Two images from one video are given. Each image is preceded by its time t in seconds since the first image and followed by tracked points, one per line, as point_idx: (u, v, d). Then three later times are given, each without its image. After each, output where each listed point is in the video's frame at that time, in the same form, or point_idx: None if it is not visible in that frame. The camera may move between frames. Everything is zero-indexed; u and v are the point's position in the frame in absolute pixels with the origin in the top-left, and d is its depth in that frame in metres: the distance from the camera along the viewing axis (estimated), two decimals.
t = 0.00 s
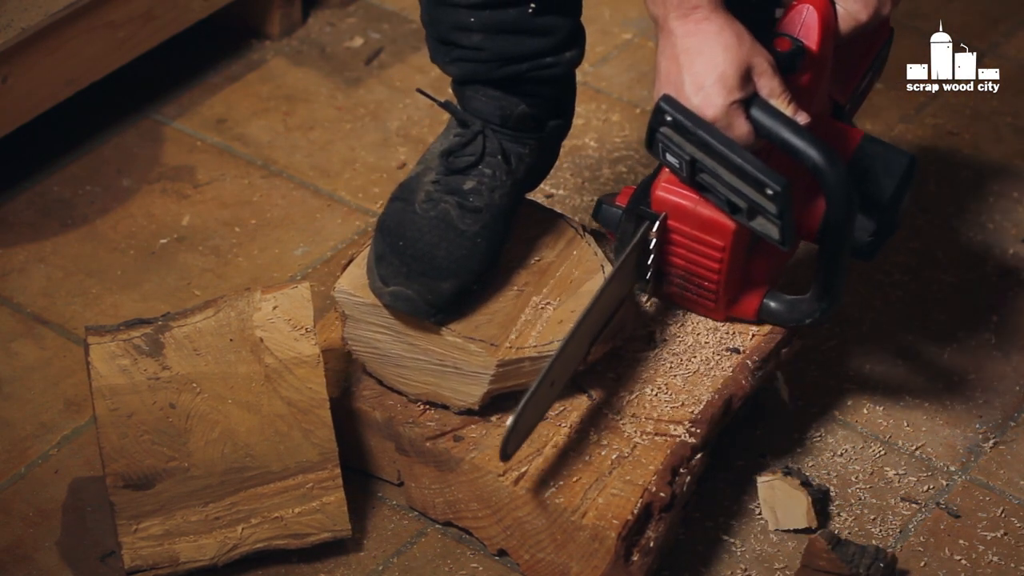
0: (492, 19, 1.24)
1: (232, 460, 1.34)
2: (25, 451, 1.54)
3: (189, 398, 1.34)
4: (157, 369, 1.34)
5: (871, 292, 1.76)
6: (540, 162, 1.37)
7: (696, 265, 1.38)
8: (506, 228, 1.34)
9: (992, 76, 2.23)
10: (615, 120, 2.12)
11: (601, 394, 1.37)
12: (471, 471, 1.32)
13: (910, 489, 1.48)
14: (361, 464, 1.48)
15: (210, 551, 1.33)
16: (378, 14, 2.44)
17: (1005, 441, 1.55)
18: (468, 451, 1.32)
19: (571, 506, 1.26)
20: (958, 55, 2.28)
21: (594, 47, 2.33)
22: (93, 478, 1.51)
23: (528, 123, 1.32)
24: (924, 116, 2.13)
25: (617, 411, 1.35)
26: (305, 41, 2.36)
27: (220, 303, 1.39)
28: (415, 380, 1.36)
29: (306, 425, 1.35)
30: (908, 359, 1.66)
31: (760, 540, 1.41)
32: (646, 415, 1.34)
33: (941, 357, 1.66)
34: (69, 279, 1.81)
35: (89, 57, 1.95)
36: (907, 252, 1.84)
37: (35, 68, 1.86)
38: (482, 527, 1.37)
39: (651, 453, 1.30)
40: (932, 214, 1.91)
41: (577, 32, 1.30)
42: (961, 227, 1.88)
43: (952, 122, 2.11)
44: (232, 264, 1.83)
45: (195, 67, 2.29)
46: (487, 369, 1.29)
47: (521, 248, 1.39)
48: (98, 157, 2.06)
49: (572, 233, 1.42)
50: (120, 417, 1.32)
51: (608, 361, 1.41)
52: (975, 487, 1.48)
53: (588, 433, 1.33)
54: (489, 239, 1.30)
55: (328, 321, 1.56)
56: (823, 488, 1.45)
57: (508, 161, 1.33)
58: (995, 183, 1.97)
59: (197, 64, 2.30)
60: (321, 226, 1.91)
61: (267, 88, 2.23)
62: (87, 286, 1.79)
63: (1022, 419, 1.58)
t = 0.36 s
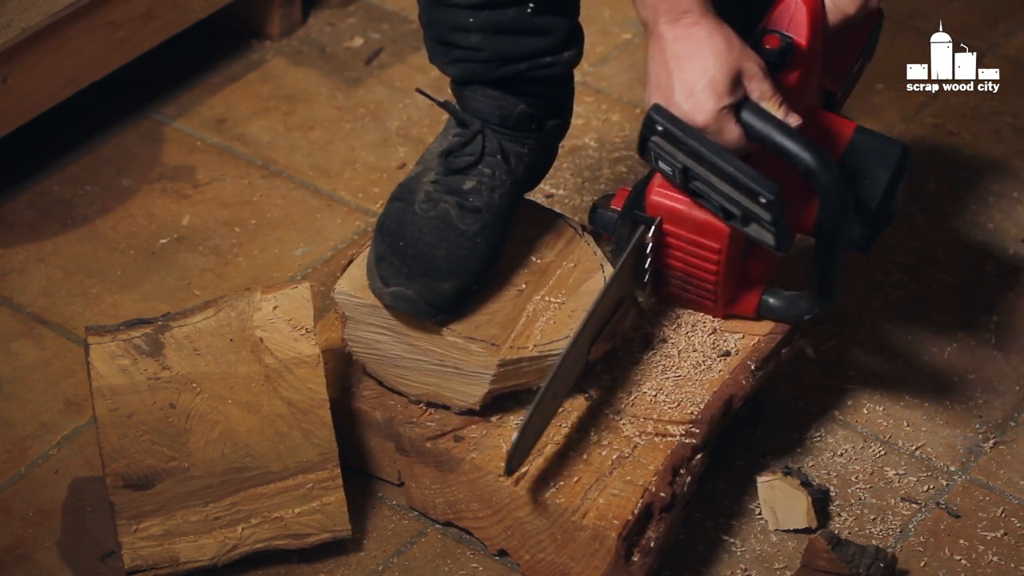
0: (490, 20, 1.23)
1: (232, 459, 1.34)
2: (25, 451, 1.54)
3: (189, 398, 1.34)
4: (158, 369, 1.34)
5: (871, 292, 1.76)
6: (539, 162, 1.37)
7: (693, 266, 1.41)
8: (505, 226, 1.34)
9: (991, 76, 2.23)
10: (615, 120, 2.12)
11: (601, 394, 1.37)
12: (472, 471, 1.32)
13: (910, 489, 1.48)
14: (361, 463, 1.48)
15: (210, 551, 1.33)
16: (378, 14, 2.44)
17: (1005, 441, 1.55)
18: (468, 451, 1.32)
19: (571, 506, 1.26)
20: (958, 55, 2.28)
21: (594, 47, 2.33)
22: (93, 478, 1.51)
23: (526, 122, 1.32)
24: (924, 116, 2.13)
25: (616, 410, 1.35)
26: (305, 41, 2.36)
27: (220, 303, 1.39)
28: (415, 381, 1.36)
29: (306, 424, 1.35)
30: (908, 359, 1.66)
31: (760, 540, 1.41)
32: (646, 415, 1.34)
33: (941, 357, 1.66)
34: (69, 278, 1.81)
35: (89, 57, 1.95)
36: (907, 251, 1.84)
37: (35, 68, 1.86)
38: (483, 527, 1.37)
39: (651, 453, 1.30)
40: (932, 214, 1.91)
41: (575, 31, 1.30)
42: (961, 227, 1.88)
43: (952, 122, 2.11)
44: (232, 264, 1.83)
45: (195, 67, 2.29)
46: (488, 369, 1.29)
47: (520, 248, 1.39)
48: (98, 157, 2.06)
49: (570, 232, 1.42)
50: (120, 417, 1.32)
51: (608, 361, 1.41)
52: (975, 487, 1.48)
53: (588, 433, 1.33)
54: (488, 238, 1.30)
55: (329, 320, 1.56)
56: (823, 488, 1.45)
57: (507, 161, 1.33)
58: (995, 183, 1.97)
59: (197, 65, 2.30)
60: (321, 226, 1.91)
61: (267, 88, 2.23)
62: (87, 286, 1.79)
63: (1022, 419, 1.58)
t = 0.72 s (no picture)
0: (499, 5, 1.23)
1: (232, 459, 1.33)
2: (25, 451, 1.54)
3: (189, 398, 1.34)
4: (157, 369, 1.34)
5: (871, 292, 1.76)
6: (539, 160, 1.38)
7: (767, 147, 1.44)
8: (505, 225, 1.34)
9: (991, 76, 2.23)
10: (615, 120, 2.12)
11: (601, 395, 1.37)
12: (472, 471, 1.32)
13: (910, 489, 1.48)
14: (361, 463, 1.48)
15: (210, 551, 1.33)
16: (378, 14, 2.44)
17: (1005, 441, 1.55)
18: (468, 451, 1.33)
19: (571, 506, 1.26)
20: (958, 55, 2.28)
21: (594, 47, 2.33)
22: (93, 478, 1.50)
23: (526, 119, 1.33)
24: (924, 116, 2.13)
25: (616, 410, 1.35)
26: (305, 41, 2.36)
27: (220, 303, 1.39)
28: (416, 381, 1.36)
29: (306, 424, 1.35)
30: (908, 359, 1.66)
31: (760, 540, 1.41)
32: (646, 415, 1.34)
33: (941, 357, 1.66)
34: (69, 278, 1.81)
35: (89, 57, 1.95)
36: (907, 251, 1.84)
37: (35, 68, 1.86)
38: (483, 527, 1.37)
39: (651, 453, 1.30)
40: (932, 214, 1.91)
41: (578, 26, 1.30)
42: (961, 227, 1.88)
43: (952, 122, 2.11)
44: (232, 264, 1.83)
45: (195, 68, 2.29)
46: (487, 369, 1.29)
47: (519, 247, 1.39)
48: (98, 157, 2.06)
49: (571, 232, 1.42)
50: (120, 417, 1.32)
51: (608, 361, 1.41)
52: (975, 487, 1.48)
53: (588, 433, 1.33)
54: (489, 237, 1.31)
55: (330, 318, 1.56)
56: (823, 488, 1.45)
57: (506, 159, 1.33)
58: (995, 183, 1.97)
59: (197, 65, 2.30)
60: (321, 226, 1.91)
61: (267, 88, 2.23)
62: (87, 286, 1.79)
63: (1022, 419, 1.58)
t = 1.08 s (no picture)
0: None
1: (232, 459, 1.34)
2: (25, 451, 1.54)
3: (189, 398, 1.34)
4: (157, 369, 1.34)
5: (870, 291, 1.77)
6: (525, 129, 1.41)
7: None
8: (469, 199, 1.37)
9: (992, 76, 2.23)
10: (615, 120, 2.12)
11: (601, 395, 1.37)
12: (472, 471, 1.33)
13: (910, 489, 1.48)
14: (361, 463, 1.48)
15: (210, 551, 1.33)
16: (378, 14, 2.44)
17: (1006, 441, 1.55)
18: (468, 451, 1.33)
19: (571, 506, 1.26)
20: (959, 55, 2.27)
21: (594, 47, 2.33)
22: (93, 478, 1.50)
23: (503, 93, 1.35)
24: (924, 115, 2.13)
25: (617, 410, 1.35)
26: (305, 41, 2.36)
27: (220, 303, 1.39)
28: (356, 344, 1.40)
29: (305, 425, 1.35)
30: (907, 359, 1.66)
31: (759, 541, 1.41)
32: (646, 415, 1.34)
33: (940, 357, 1.66)
34: (69, 279, 1.81)
35: (89, 57, 1.95)
36: (906, 251, 1.84)
37: (34, 68, 1.86)
38: (483, 527, 1.37)
39: (651, 454, 1.30)
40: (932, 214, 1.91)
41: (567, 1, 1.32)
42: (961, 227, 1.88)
43: (952, 122, 2.11)
44: (232, 264, 1.83)
45: (195, 68, 2.29)
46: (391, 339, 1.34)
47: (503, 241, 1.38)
48: (98, 157, 2.06)
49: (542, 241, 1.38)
50: (120, 417, 1.32)
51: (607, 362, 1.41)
52: (975, 487, 1.48)
53: (588, 432, 1.33)
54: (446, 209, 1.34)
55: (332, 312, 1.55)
56: (823, 488, 1.44)
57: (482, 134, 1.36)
58: (995, 183, 1.97)
59: (197, 65, 2.30)
60: (321, 226, 1.91)
61: (267, 88, 2.23)
62: (87, 286, 1.79)
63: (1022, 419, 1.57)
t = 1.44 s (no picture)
0: None
1: (234, 455, 1.34)
2: (25, 451, 1.54)
3: (190, 395, 1.34)
4: (158, 366, 1.35)
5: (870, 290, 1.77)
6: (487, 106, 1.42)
7: None
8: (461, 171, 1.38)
9: (991, 76, 2.23)
10: (615, 120, 2.12)
11: (607, 396, 1.37)
12: (477, 467, 1.33)
13: (910, 489, 1.48)
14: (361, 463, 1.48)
15: (215, 547, 1.33)
16: (378, 14, 2.44)
17: (1005, 441, 1.55)
18: (473, 448, 1.33)
19: (576, 505, 1.26)
20: (959, 55, 2.28)
21: (594, 47, 2.33)
22: (94, 478, 1.50)
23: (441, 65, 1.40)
24: (924, 115, 2.13)
25: (623, 412, 1.35)
26: (305, 41, 2.36)
27: (220, 299, 1.40)
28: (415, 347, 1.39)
29: (308, 419, 1.35)
30: (908, 359, 1.66)
31: (761, 541, 1.41)
32: (652, 417, 1.34)
33: (940, 357, 1.66)
34: (69, 279, 1.81)
35: (89, 57, 1.95)
36: (906, 251, 1.84)
37: (33, 68, 1.86)
38: (484, 526, 1.37)
39: (656, 456, 1.30)
40: (931, 214, 1.92)
41: None
42: (961, 227, 1.88)
43: (952, 122, 2.11)
44: (232, 264, 1.83)
45: (195, 68, 2.29)
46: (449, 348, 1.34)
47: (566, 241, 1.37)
48: (98, 157, 2.06)
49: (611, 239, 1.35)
50: (121, 415, 1.33)
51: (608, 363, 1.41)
52: (975, 487, 1.49)
53: (593, 433, 1.33)
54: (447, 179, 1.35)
55: (333, 311, 1.55)
56: (823, 488, 1.44)
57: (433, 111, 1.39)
58: (995, 183, 1.97)
59: (196, 65, 2.30)
60: (321, 226, 1.91)
61: (267, 88, 2.23)
62: (87, 286, 1.79)
63: (1022, 419, 1.58)
